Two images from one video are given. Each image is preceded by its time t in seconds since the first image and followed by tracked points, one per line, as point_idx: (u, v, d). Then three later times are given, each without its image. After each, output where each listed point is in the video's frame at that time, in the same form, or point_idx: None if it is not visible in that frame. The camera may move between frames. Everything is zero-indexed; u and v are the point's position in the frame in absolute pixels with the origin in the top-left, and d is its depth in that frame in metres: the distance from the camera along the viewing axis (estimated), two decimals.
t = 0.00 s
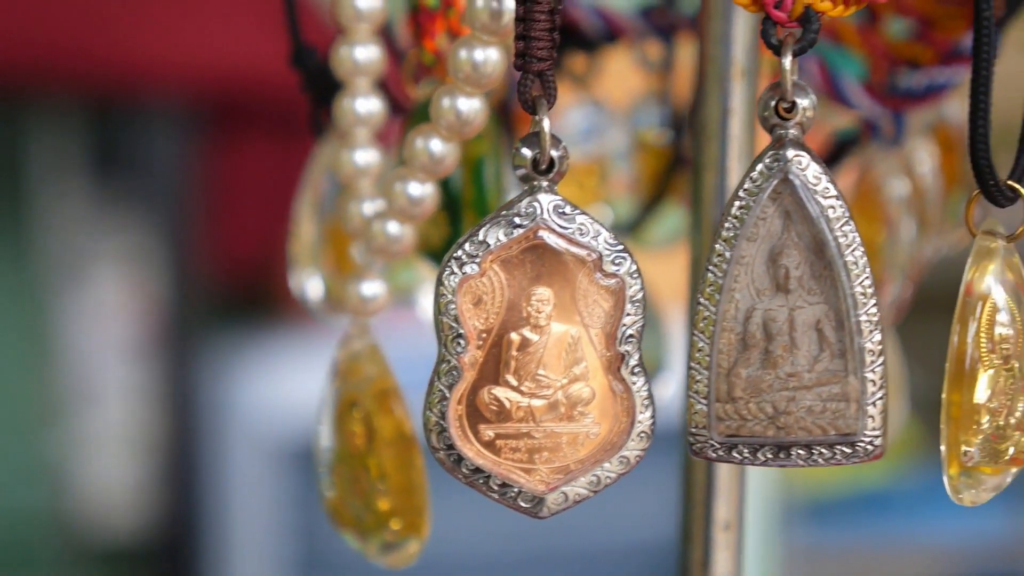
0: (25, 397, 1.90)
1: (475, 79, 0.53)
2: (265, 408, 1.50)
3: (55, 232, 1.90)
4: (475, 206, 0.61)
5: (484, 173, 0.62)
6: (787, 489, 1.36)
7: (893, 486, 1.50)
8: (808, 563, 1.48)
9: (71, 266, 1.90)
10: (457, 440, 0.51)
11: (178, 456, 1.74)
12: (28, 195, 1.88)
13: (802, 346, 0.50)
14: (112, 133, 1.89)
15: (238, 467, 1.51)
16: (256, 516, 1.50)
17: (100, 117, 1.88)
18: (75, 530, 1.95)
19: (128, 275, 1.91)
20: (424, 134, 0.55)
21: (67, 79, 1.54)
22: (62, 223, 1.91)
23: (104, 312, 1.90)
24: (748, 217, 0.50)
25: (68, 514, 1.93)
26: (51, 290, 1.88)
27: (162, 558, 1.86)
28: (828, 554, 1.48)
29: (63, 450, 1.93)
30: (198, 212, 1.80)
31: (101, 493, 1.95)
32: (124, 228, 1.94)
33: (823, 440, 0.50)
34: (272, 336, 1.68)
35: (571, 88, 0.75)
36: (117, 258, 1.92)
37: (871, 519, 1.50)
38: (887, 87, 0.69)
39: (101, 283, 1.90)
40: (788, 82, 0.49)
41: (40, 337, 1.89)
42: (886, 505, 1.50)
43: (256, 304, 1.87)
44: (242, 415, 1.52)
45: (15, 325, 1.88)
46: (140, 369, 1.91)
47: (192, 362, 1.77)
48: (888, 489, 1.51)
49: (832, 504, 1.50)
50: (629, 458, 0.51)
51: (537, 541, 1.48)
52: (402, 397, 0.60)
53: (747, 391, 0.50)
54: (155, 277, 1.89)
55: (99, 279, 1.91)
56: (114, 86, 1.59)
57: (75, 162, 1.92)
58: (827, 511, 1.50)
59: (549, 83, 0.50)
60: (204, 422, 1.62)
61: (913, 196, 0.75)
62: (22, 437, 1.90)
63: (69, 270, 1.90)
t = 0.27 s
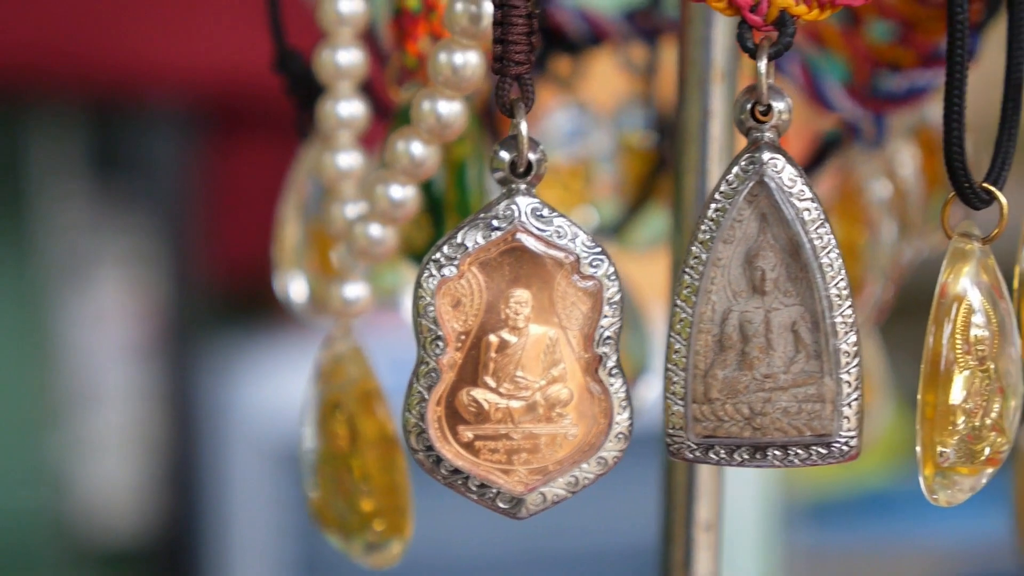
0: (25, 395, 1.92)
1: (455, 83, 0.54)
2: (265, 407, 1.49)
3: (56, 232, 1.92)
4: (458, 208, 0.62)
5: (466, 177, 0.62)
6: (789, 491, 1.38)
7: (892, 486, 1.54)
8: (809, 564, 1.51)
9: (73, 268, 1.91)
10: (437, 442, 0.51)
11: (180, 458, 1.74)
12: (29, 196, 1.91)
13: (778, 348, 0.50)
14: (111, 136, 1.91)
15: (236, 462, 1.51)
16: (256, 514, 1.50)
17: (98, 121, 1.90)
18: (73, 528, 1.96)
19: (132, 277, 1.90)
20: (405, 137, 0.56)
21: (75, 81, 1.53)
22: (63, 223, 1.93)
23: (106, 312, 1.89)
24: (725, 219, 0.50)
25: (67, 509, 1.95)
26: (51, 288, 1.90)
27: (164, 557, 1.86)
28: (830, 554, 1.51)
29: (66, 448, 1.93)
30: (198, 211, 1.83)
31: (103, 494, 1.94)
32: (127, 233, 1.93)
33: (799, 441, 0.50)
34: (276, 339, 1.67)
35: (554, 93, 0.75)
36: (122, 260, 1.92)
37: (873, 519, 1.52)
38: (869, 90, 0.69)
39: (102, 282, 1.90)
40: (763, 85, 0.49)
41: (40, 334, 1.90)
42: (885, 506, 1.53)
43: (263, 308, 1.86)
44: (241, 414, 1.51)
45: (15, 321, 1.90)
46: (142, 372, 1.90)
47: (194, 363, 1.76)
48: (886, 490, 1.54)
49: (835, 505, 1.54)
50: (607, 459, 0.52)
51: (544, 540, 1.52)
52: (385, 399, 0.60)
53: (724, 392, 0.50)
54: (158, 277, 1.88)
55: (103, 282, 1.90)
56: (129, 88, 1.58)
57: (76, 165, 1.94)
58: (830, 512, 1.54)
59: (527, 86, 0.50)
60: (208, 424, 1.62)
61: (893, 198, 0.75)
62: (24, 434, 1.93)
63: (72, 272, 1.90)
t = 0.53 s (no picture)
0: (25, 398, 1.86)
1: (436, 88, 0.54)
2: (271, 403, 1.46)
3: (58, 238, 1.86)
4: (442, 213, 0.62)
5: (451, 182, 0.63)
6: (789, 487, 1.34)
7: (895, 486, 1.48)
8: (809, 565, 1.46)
9: (73, 270, 1.86)
10: (418, 446, 0.51)
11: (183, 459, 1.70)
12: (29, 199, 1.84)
13: (757, 352, 0.50)
14: (112, 139, 1.85)
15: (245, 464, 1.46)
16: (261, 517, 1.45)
17: (100, 123, 1.84)
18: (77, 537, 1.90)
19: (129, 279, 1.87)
20: (387, 142, 0.56)
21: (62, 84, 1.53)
22: (63, 226, 1.86)
23: (106, 313, 1.86)
24: (703, 224, 0.50)
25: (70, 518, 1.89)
26: (51, 293, 1.84)
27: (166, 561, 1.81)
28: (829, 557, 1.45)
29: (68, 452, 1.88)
30: (197, 210, 1.80)
31: (105, 499, 1.90)
32: (123, 236, 1.89)
33: (778, 445, 0.51)
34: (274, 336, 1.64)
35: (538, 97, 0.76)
36: (119, 263, 1.88)
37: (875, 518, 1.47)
38: (854, 94, 0.69)
39: (99, 284, 1.87)
40: (741, 91, 0.49)
41: (40, 337, 1.84)
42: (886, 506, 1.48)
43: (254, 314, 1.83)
44: (243, 414, 1.47)
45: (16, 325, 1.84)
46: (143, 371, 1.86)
47: (199, 363, 1.73)
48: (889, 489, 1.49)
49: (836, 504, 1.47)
50: (587, 464, 0.52)
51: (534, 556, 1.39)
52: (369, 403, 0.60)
53: (702, 397, 0.51)
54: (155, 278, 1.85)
55: (101, 284, 1.87)
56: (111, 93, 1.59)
57: (76, 167, 1.87)
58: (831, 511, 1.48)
59: (506, 93, 0.51)
60: (206, 425, 1.58)
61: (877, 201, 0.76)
62: (24, 440, 1.86)
63: (71, 275, 1.86)
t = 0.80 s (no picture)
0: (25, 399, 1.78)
1: (414, 95, 0.54)
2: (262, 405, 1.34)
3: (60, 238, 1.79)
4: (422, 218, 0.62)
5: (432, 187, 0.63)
6: (789, 478, 1.27)
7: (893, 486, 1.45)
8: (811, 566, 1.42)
9: (78, 274, 1.80)
10: (395, 451, 0.52)
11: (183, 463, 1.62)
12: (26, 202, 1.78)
13: (732, 357, 0.51)
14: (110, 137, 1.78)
15: (235, 465, 1.33)
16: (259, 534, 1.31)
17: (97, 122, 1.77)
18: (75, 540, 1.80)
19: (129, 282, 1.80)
20: (366, 149, 0.56)
21: (61, 88, 1.53)
22: (65, 229, 1.80)
23: (108, 314, 1.79)
24: (678, 230, 0.51)
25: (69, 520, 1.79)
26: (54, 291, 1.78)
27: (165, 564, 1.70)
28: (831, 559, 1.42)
29: (69, 458, 1.80)
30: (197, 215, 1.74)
31: (101, 503, 1.80)
32: (125, 234, 1.81)
33: (753, 449, 0.51)
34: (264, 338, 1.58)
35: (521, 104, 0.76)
36: (121, 263, 1.81)
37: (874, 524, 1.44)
38: (836, 99, 0.70)
39: (99, 285, 1.80)
40: (716, 98, 0.49)
41: (41, 333, 1.78)
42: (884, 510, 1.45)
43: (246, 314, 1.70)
44: (235, 415, 1.35)
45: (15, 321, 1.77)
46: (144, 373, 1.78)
47: (196, 358, 1.64)
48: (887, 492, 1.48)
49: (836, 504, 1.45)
50: (564, 468, 0.52)
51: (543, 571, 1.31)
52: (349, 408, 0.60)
53: (678, 402, 0.51)
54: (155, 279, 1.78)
55: (105, 287, 1.80)
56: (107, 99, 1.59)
57: (74, 165, 1.80)
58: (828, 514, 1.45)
59: (483, 99, 0.51)
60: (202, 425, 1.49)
61: (858, 206, 0.75)
62: (25, 442, 1.78)
63: (70, 275, 1.79)
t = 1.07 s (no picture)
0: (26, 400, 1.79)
1: (395, 99, 0.55)
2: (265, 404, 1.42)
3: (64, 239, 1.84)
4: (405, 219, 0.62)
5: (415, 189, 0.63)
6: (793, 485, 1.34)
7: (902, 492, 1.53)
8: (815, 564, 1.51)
9: (83, 275, 1.84)
10: (376, 452, 0.52)
11: (184, 465, 1.67)
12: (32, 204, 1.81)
13: (711, 358, 0.51)
14: (113, 143, 1.84)
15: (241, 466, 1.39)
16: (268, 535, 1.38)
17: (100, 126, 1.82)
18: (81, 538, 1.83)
19: (132, 289, 1.85)
20: (348, 152, 0.57)
21: (57, 88, 1.54)
22: (69, 231, 1.84)
23: (111, 320, 1.84)
24: (657, 232, 0.51)
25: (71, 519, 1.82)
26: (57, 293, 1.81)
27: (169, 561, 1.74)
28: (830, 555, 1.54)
29: (72, 459, 1.83)
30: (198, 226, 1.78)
31: (105, 505, 1.83)
32: (128, 237, 1.87)
33: (732, 450, 0.51)
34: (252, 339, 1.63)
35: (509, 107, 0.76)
36: (124, 268, 1.86)
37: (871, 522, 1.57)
38: (820, 102, 0.70)
39: (104, 293, 1.85)
40: (695, 100, 0.50)
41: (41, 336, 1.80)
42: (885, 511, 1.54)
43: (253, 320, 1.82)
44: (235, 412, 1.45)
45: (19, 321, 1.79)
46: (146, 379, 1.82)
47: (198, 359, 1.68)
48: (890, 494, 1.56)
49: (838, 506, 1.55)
50: (544, 469, 0.52)
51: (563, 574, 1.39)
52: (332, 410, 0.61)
53: (657, 403, 0.51)
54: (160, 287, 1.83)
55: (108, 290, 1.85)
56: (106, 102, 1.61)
57: (78, 170, 1.85)
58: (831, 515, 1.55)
59: (463, 102, 0.51)
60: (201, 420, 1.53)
61: (841, 208, 0.75)
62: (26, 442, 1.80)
63: (73, 280, 1.83)
